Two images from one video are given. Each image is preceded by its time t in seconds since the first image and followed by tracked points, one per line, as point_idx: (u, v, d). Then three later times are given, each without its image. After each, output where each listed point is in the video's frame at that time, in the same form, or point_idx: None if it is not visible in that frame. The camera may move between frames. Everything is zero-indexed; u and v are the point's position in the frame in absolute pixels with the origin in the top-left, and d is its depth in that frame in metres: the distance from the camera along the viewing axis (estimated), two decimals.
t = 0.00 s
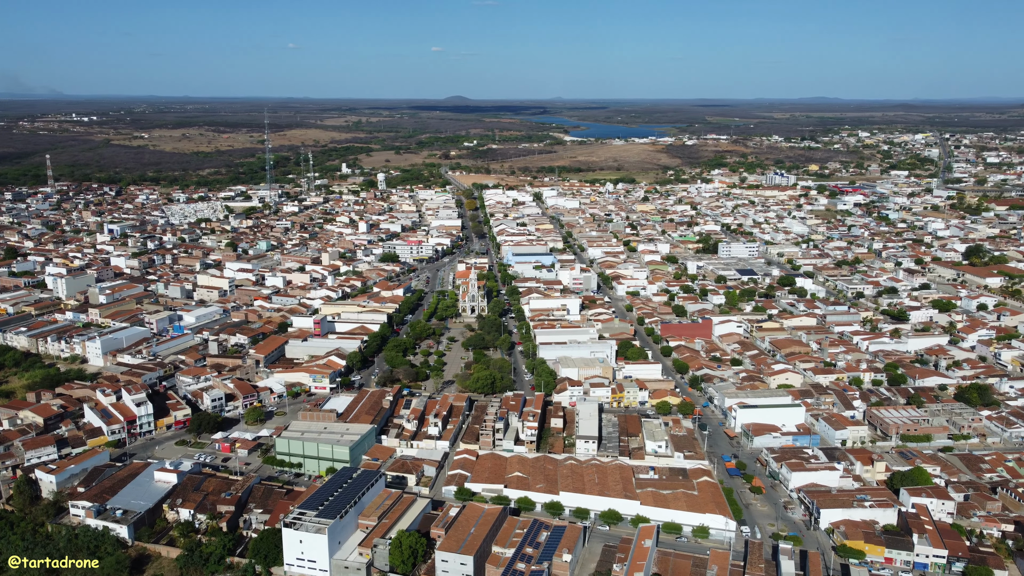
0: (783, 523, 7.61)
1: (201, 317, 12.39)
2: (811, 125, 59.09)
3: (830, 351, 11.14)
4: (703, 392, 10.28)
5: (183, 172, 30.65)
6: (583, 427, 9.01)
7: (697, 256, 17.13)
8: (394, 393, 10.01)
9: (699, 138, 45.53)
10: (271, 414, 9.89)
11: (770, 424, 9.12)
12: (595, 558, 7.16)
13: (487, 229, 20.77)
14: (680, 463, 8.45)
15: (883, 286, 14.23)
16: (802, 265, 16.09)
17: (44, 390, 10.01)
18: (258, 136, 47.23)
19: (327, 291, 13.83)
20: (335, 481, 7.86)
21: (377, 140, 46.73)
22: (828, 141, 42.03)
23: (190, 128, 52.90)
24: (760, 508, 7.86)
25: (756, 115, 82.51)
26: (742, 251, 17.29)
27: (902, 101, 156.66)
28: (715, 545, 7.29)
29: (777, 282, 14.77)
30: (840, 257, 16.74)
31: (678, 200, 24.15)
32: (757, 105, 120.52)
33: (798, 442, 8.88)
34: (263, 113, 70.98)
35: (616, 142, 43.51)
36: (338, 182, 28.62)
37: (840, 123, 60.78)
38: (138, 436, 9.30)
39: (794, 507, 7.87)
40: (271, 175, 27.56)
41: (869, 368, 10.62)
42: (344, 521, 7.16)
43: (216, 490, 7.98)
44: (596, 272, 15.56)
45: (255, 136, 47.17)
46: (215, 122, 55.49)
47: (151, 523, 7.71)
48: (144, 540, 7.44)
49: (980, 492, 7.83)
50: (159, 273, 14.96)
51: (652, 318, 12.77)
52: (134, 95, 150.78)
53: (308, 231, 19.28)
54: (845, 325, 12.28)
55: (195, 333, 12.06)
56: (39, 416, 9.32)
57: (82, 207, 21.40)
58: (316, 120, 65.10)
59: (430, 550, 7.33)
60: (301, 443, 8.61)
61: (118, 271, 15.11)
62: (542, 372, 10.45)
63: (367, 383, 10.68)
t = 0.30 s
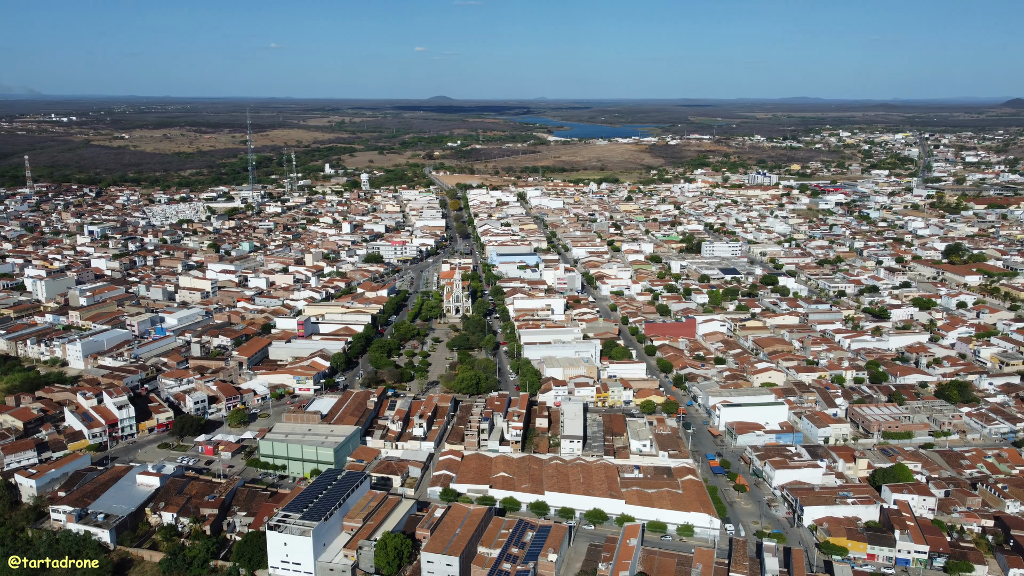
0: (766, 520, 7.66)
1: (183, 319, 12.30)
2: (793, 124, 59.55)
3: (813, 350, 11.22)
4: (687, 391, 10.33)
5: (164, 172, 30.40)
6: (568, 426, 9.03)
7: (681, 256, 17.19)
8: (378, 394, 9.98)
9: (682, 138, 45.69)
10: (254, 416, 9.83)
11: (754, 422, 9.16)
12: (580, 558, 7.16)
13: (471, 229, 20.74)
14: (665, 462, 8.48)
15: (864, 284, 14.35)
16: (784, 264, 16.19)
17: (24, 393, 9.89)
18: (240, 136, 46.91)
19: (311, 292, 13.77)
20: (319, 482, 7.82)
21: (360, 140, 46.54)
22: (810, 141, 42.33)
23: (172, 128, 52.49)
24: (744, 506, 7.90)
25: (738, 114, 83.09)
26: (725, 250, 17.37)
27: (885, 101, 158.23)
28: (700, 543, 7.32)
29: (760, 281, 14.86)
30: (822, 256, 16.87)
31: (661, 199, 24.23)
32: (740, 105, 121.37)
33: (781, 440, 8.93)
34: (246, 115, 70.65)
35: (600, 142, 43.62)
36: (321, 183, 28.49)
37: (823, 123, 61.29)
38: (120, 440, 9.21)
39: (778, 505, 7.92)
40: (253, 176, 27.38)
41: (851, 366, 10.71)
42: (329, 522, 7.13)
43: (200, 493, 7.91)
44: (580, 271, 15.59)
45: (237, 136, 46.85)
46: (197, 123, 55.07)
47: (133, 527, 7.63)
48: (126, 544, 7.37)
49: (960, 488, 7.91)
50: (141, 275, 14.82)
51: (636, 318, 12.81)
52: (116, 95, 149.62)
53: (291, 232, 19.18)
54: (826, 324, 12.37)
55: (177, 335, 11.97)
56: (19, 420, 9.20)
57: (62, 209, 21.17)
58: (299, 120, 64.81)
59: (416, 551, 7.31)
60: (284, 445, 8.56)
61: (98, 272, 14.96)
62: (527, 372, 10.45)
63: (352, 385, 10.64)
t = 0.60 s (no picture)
0: (750, 518, 7.70)
1: (165, 321, 12.20)
2: (776, 124, 59.97)
3: (794, 348, 11.30)
4: (670, 390, 10.38)
5: (144, 173, 30.13)
6: (553, 426, 9.04)
7: (664, 255, 17.26)
8: (362, 396, 9.95)
9: (665, 138, 45.86)
10: (237, 418, 9.76)
11: (737, 421, 9.21)
12: (565, 557, 7.17)
13: (455, 229, 20.72)
14: (649, 460, 8.51)
15: (845, 283, 14.47)
16: (766, 263, 16.30)
17: (2, 397, 9.77)
18: (221, 136, 46.58)
19: (294, 293, 13.70)
20: (303, 484, 7.78)
21: (343, 140, 46.35)
22: (791, 141, 42.61)
23: (154, 129, 52.04)
24: (728, 504, 7.94)
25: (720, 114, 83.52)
26: (708, 249, 17.45)
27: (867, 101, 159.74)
28: (684, 541, 7.34)
29: (742, 280, 14.94)
30: (804, 254, 16.99)
31: (644, 199, 24.32)
32: (722, 105, 122.04)
33: (764, 438, 8.99)
34: (227, 115, 70.18)
35: (583, 142, 43.70)
36: (303, 183, 28.35)
37: (805, 122, 61.76)
38: (100, 443, 9.11)
39: (761, 502, 7.96)
40: (234, 176, 27.19)
41: (832, 364, 10.80)
42: (313, 524, 7.09)
43: (182, 497, 7.85)
44: (563, 271, 15.61)
45: (217, 136, 46.51)
46: (177, 124, 54.58)
47: (115, 531, 7.54)
48: (108, 549, 7.28)
49: (940, 484, 8.00)
50: (121, 276, 14.69)
51: (619, 317, 12.85)
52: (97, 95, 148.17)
53: (273, 233, 19.08)
54: (808, 322, 12.47)
55: (158, 337, 11.87)
56: None
57: (40, 210, 20.92)
58: (282, 121, 64.48)
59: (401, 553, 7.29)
60: (268, 447, 8.51)
61: (77, 275, 14.81)
62: (511, 372, 10.46)
63: (335, 386, 10.60)
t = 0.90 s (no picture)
0: (733, 516, 7.74)
1: (146, 323, 12.10)
2: (758, 124, 60.37)
3: (776, 346, 11.38)
4: (654, 389, 10.42)
5: (124, 174, 29.85)
6: (537, 426, 9.05)
7: (647, 255, 17.33)
8: (346, 397, 9.91)
9: (647, 137, 46.03)
10: (220, 421, 9.69)
11: (720, 419, 9.26)
12: (550, 557, 7.16)
13: (438, 229, 20.69)
14: (633, 459, 8.54)
15: (826, 282, 14.60)
16: (749, 262, 16.40)
17: None
18: (201, 137, 46.24)
19: (276, 295, 13.63)
20: (287, 487, 7.73)
21: (325, 140, 46.14)
22: (772, 140, 42.91)
23: (134, 129, 51.54)
24: (711, 502, 7.98)
25: (702, 114, 83.94)
26: (690, 249, 17.54)
27: (850, 100, 161.14)
28: (668, 540, 7.37)
29: (725, 279, 15.01)
30: (785, 253, 17.12)
31: (627, 199, 24.39)
32: (705, 105, 122.72)
33: (747, 436, 9.04)
34: (209, 116, 69.72)
35: (566, 142, 43.77)
36: (285, 184, 28.20)
37: (781, 123, 62.22)
38: (80, 447, 9.01)
39: (744, 500, 8.00)
40: (215, 177, 27.00)
41: (814, 362, 10.88)
42: (297, 527, 7.05)
43: (164, 500, 7.78)
44: (547, 271, 15.63)
45: (197, 136, 46.16)
46: (158, 124, 54.09)
47: (95, 536, 7.45)
48: (88, 554, 7.20)
49: (920, 481, 8.08)
50: (101, 278, 14.54)
51: (603, 317, 12.88)
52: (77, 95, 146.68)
53: (255, 234, 18.98)
54: (789, 321, 12.57)
55: (139, 339, 11.77)
56: None
57: (17, 211, 20.67)
58: (265, 121, 64.11)
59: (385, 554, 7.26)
60: (251, 450, 8.45)
61: (56, 277, 14.65)
62: (495, 372, 10.46)
63: (319, 388, 10.55)
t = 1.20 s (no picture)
0: (717, 513, 7.78)
1: (126, 325, 12.00)
2: (741, 124, 60.70)
3: (758, 345, 11.46)
4: (638, 387, 10.46)
5: (103, 174, 29.55)
6: (522, 426, 9.05)
7: (630, 254, 17.39)
8: (330, 398, 9.87)
9: (630, 137, 46.16)
10: (202, 423, 9.61)
11: (703, 418, 9.30)
12: (535, 556, 7.16)
13: (422, 229, 20.65)
14: (617, 458, 8.56)
15: (807, 280, 14.72)
16: (731, 261, 16.49)
17: None
18: (181, 137, 45.86)
19: (259, 296, 13.56)
20: (270, 488, 7.69)
21: (306, 140, 45.76)
22: (754, 140, 43.18)
23: (114, 129, 51.04)
24: (695, 500, 8.02)
25: (684, 113, 84.39)
26: (673, 248, 17.61)
27: (834, 100, 162.47)
28: (652, 537, 7.40)
29: (707, 278, 15.08)
30: (767, 252, 17.24)
31: (610, 199, 24.44)
32: (688, 105, 123.39)
33: (730, 434, 9.09)
34: (190, 116, 69.19)
35: (549, 142, 43.83)
36: (267, 184, 28.04)
37: (763, 122, 62.66)
38: (60, 451, 8.90)
39: (727, 498, 8.04)
40: (196, 177, 26.79)
41: (796, 359, 10.95)
42: (280, 529, 7.01)
43: (146, 504, 7.71)
44: (531, 271, 15.64)
45: (177, 136, 45.80)
46: (138, 125, 53.54)
47: (77, 540, 7.37)
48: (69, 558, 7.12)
49: (901, 477, 8.15)
50: (80, 280, 14.40)
51: (586, 317, 12.91)
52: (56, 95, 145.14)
53: (237, 234, 18.87)
54: (771, 319, 12.65)
55: (119, 342, 11.67)
56: None
57: None
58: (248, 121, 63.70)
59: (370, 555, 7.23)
60: (233, 452, 8.39)
61: (34, 279, 14.48)
62: (479, 372, 10.45)
63: (302, 389, 10.50)
